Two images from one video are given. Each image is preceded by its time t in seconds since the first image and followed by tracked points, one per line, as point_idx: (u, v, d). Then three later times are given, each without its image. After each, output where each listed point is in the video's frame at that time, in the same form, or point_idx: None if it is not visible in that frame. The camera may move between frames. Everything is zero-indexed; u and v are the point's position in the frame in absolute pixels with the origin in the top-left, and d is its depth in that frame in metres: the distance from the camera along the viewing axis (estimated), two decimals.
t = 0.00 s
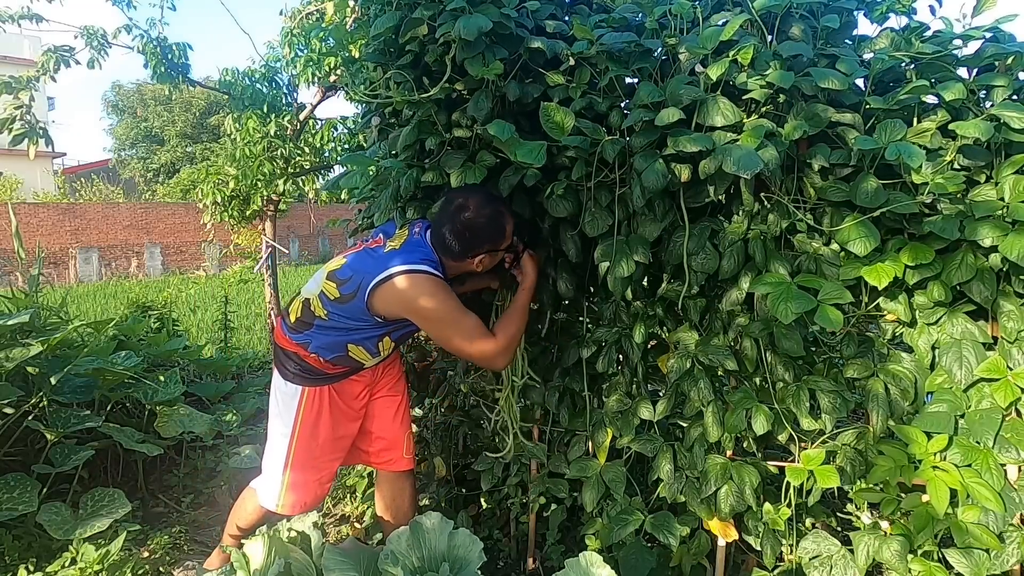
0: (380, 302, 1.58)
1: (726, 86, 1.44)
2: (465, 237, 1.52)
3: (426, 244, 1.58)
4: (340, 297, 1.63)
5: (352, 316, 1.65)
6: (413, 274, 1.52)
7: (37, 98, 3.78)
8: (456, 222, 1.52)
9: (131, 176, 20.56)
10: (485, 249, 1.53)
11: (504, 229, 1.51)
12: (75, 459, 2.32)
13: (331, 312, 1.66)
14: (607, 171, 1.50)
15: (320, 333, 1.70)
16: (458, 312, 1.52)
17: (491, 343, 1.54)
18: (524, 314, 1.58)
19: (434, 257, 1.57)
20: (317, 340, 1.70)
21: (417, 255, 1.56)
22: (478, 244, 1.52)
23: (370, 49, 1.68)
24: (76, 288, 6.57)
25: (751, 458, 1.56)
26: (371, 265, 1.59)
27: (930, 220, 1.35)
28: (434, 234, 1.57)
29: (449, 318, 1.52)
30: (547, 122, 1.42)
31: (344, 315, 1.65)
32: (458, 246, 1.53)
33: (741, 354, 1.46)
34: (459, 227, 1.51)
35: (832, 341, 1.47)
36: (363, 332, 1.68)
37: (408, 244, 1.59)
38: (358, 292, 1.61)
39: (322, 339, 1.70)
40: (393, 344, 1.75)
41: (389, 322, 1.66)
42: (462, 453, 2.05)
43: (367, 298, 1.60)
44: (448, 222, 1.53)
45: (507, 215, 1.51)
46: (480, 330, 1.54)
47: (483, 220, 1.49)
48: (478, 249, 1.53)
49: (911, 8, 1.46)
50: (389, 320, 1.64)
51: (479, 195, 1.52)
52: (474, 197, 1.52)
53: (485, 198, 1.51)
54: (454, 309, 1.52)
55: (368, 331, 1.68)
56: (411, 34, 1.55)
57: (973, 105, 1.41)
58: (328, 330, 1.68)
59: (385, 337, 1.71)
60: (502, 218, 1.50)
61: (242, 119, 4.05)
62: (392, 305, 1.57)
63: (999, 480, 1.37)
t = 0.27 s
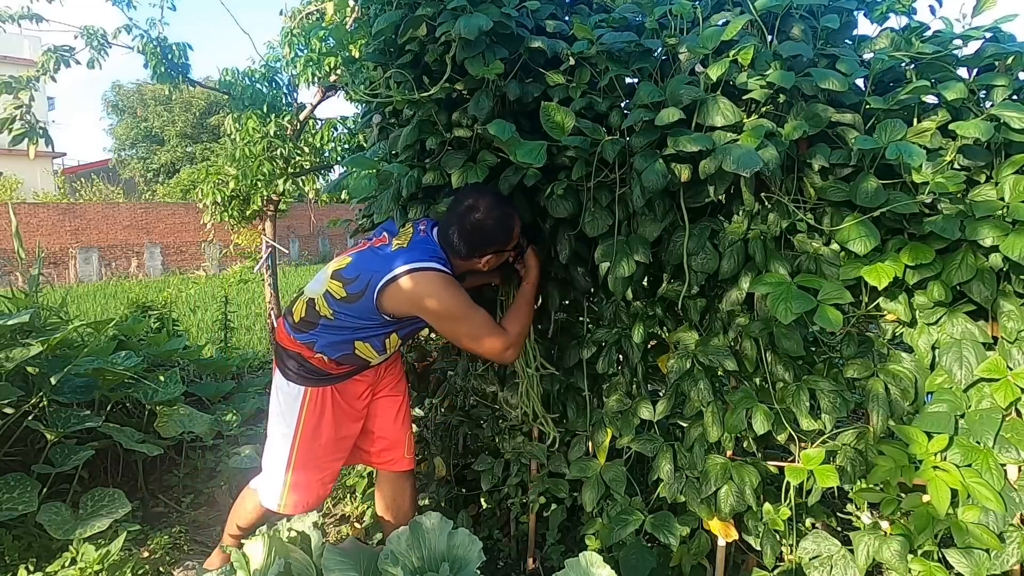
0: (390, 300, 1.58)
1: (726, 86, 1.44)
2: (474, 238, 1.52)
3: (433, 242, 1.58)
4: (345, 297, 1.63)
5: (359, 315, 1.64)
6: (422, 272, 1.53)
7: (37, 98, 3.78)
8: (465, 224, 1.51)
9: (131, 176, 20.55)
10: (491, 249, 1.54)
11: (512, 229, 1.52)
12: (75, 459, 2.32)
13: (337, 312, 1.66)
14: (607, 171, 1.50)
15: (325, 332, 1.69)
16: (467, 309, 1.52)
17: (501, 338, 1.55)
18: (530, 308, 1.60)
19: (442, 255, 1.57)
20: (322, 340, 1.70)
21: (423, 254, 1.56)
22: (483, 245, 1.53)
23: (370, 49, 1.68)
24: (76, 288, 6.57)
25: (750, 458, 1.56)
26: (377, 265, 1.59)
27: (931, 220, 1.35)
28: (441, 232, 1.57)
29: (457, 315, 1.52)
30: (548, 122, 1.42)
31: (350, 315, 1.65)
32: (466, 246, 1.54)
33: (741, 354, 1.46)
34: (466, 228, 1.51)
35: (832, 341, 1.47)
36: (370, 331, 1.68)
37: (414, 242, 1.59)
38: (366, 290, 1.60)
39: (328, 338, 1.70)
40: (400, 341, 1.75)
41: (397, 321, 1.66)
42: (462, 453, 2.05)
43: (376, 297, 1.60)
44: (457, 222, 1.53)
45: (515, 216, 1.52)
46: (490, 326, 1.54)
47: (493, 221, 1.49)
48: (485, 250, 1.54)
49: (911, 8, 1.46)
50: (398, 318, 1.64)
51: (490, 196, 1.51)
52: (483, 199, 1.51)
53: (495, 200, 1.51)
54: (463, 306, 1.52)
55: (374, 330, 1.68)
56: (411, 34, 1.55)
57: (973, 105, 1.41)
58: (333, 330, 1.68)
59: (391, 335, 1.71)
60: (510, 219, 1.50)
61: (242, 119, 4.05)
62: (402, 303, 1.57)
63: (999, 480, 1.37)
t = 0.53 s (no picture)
0: (396, 300, 1.58)
1: (726, 86, 1.44)
2: (480, 239, 1.52)
3: (437, 241, 1.58)
4: (349, 296, 1.63)
5: (363, 315, 1.64)
6: (428, 272, 1.53)
7: (37, 99, 3.78)
8: (472, 224, 1.51)
9: (131, 176, 20.55)
10: (498, 249, 1.53)
11: (518, 229, 1.52)
12: (75, 459, 2.32)
13: (341, 312, 1.66)
14: (607, 171, 1.50)
15: (329, 332, 1.69)
16: (473, 309, 1.52)
17: (508, 337, 1.55)
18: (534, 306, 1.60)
19: (447, 254, 1.57)
20: (326, 340, 1.70)
21: (427, 255, 1.55)
22: (488, 246, 1.53)
23: (370, 50, 1.68)
24: (76, 288, 6.58)
25: (750, 458, 1.56)
26: (381, 265, 1.59)
27: (930, 220, 1.35)
28: (446, 232, 1.57)
29: (462, 315, 1.52)
30: (548, 122, 1.42)
31: (353, 315, 1.65)
32: (472, 247, 1.54)
33: (741, 354, 1.46)
34: (473, 228, 1.51)
35: (832, 341, 1.47)
36: (375, 330, 1.68)
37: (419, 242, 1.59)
38: (371, 290, 1.60)
39: (331, 338, 1.69)
40: (403, 340, 1.75)
41: (401, 321, 1.66)
42: (462, 453, 2.05)
43: (381, 296, 1.60)
44: (463, 223, 1.53)
45: (522, 216, 1.51)
46: (496, 325, 1.54)
47: (500, 221, 1.49)
48: (491, 250, 1.54)
49: (911, 8, 1.46)
50: (404, 317, 1.64)
51: (497, 197, 1.51)
52: (491, 199, 1.51)
53: (502, 200, 1.51)
54: (469, 306, 1.52)
55: (378, 330, 1.68)
56: (411, 34, 1.55)
57: (973, 105, 1.41)
58: (337, 330, 1.68)
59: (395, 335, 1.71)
60: (517, 220, 1.50)
61: (242, 119, 4.05)
62: (408, 303, 1.57)
63: (999, 480, 1.37)
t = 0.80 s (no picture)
0: (401, 299, 1.58)
1: (726, 86, 1.44)
2: (483, 237, 1.51)
3: (439, 240, 1.58)
4: (352, 295, 1.63)
5: (366, 315, 1.64)
6: (433, 271, 1.52)
7: (38, 99, 3.78)
8: (474, 222, 1.50)
9: (131, 176, 20.55)
10: (500, 248, 1.53)
11: (520, 228, 1.52)
12: (75, 459, 2.32)
13: (343, 311, 1.66)
14: (608, 171, 1.50)
15: (332, 331, 1.69)
16: (479, 307, 1.52)
17: (513, 334, 1.56)
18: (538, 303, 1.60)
19: (450, 252, 1.57)
20: (328, 339, 1.70)
21: (430, 253, 1.55)
22: (490, 244, 1.52)
23: (370, 50, 1.68)
24: (76, 288, 6.58)
25: (750, 458, 1.56)
26: (384, 264, 1.59)
27: (930, 220, 1.35)
28: (449, 230, 1.57)
29: (465, 314, 1.52)
30: (548, 123, 1.42)
31: (356, 314, 1.65)
32: (474, 246, 1.54)
33: (741, 354, 1.46)
34: (475, 226, 1.51)
35: (832, 341, 1.47)
36: (378, 328, 1.68)
37: (421, 241, 1.58)
38: (375, 289, 1.60)
39: (334, 338, 1.69)
40: (406, 339, 1.75)
41: (405, 319, 1.65)
42: (462, 453, 2.05)
43: (386, 295, 1.59)
44: (465, 221, 1.52)
45: (524, 215, 1.51)
46: (501, 323, 1.54)
47: (502, 220, 1.49)
48: (493, 248, 1.53)
49: (911, 8, 1.46)
50: (408, 316, 1.63)
51: (499, 195, 1.51)
52: (493, 198, 1.50)
53: (504, 199, 1.51)
54: (475, 304, 1.52)
55: (381, 329, 1.68)
56: (412, 35, 1.55)
57: (973, 105, 1.41)
58: (340, 329, 1.68)
59: (397, 333, 1.71)
60: (519, 218, 1.50)
61: (242, 119, 4.05)
62: (413, 302, 1.57)
63: (999, 480, 1.37)
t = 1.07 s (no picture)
0: (403, 296, 1.57)
1: (726, 86, 1.44)
2: (483, 234, 1.51)
3: (441, 238, 1.58)
4: (354, 294, 1.63)
5: (368, 313, 1.65)
6: (436, 267, 1.52)
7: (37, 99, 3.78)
8: (474, 219, 1.51)
9: (131, 176, 20.55)
10: (501, 245, 1.53)
11: (521, 226, 1.51)
12: (75, 459, 2.32)
13: (345, 309, 1.66)
14: (607, 171, 1.50)
15: (334, 329, 1.69)
16: (482, 304, 1.52)
17: (515, 331, 1.56)
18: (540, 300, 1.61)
19: (452, 249, 1.57)
20: (331, 337, 1.70)
21: (432, 251, 1.55)
22: (491, 242, 1.52)
23: (370, 50, 1.68)
24: (76, 288, 6.58)
25: (750, 458, 1.56)
26: (385, 262, 1.59)
27: (930, 220, 1.35)
28: (450, 228, 1.57)
29: (467, 311, 1.52)
30: (547, 123, 1.42)
31: (358, 312, 1.65)
32: (474, 244, 1.53)
33: (741, 354, 1.46)
34: (476, 223, 1.51)
35: (832, 341, 1.47)
36: (379, 327, 1.68)
37: (423, 239, 1.58)
38: (377, 286, 1.59)
39: (336, 336, 1.70)
40: (408, 337, 1.75)
41: (407, 317, 1.65)
42: (462, 453, 2.05)
43: (388, 292, 1.58)
44: (466, 218, 1.52)
45: (525, 212, 1.51)
46: (504, 320, 1.54)
47: (503, 217, 1.49)
48: (494, 246, 1.53)
49: (911, 8, 1.46)
50: (410, 314, 1.63)
51: (499, 192, 1.51)
52: (494, 195, 1.50)
53: (505, 196, 1.51)
54: (477, 301, 1.51)
55: (383, 327, 1.68)
56: (412, 35, 1.55)
57: (973, 105, 1.41)
58: (342, 327, 1.68)
59: (399, 332, 1.71)
60: (519, 216, 1.50)
61: (242, 119, 4.05)
62: (415, 299, 1.56)
63: (999, 479, 1.37)
